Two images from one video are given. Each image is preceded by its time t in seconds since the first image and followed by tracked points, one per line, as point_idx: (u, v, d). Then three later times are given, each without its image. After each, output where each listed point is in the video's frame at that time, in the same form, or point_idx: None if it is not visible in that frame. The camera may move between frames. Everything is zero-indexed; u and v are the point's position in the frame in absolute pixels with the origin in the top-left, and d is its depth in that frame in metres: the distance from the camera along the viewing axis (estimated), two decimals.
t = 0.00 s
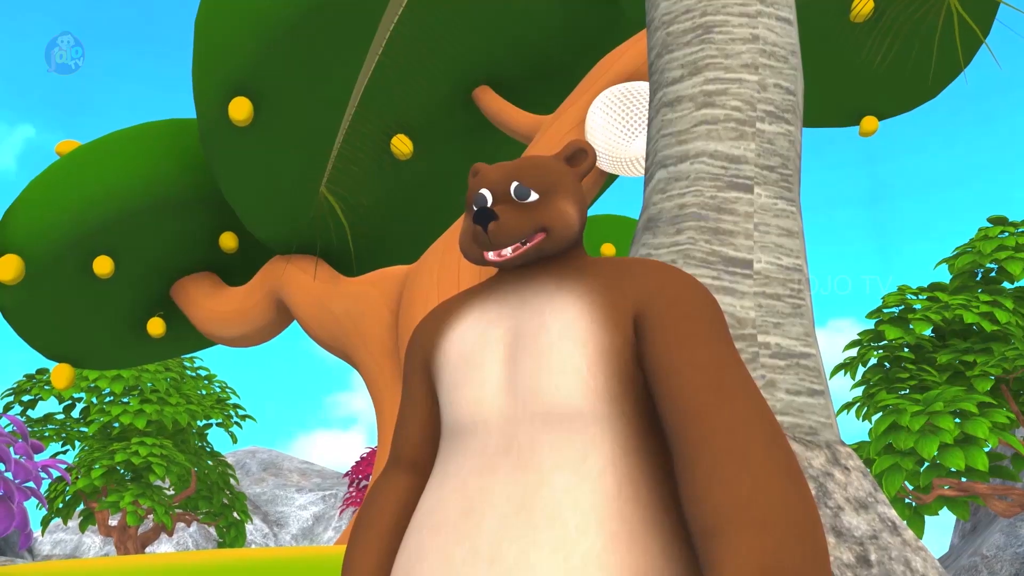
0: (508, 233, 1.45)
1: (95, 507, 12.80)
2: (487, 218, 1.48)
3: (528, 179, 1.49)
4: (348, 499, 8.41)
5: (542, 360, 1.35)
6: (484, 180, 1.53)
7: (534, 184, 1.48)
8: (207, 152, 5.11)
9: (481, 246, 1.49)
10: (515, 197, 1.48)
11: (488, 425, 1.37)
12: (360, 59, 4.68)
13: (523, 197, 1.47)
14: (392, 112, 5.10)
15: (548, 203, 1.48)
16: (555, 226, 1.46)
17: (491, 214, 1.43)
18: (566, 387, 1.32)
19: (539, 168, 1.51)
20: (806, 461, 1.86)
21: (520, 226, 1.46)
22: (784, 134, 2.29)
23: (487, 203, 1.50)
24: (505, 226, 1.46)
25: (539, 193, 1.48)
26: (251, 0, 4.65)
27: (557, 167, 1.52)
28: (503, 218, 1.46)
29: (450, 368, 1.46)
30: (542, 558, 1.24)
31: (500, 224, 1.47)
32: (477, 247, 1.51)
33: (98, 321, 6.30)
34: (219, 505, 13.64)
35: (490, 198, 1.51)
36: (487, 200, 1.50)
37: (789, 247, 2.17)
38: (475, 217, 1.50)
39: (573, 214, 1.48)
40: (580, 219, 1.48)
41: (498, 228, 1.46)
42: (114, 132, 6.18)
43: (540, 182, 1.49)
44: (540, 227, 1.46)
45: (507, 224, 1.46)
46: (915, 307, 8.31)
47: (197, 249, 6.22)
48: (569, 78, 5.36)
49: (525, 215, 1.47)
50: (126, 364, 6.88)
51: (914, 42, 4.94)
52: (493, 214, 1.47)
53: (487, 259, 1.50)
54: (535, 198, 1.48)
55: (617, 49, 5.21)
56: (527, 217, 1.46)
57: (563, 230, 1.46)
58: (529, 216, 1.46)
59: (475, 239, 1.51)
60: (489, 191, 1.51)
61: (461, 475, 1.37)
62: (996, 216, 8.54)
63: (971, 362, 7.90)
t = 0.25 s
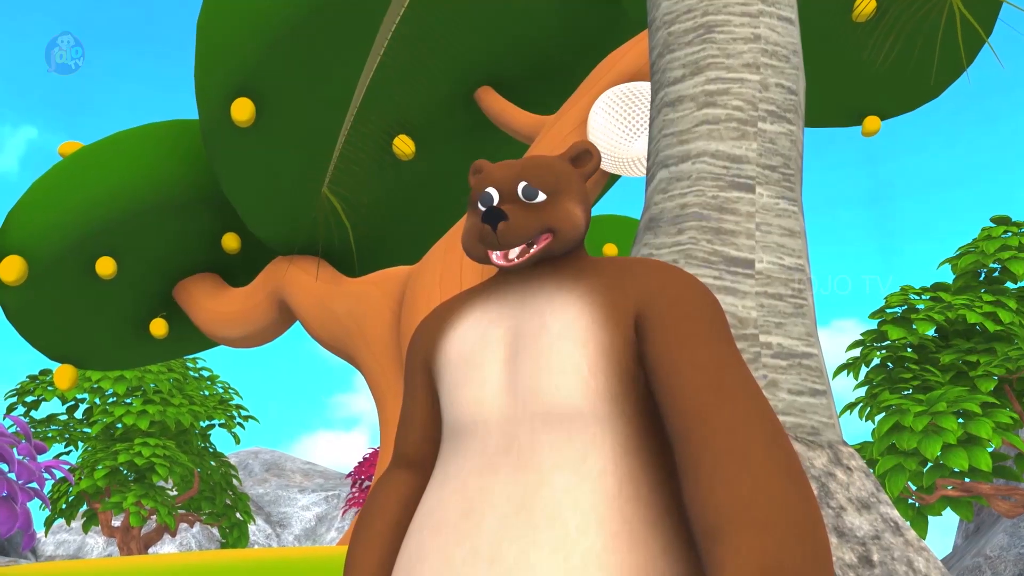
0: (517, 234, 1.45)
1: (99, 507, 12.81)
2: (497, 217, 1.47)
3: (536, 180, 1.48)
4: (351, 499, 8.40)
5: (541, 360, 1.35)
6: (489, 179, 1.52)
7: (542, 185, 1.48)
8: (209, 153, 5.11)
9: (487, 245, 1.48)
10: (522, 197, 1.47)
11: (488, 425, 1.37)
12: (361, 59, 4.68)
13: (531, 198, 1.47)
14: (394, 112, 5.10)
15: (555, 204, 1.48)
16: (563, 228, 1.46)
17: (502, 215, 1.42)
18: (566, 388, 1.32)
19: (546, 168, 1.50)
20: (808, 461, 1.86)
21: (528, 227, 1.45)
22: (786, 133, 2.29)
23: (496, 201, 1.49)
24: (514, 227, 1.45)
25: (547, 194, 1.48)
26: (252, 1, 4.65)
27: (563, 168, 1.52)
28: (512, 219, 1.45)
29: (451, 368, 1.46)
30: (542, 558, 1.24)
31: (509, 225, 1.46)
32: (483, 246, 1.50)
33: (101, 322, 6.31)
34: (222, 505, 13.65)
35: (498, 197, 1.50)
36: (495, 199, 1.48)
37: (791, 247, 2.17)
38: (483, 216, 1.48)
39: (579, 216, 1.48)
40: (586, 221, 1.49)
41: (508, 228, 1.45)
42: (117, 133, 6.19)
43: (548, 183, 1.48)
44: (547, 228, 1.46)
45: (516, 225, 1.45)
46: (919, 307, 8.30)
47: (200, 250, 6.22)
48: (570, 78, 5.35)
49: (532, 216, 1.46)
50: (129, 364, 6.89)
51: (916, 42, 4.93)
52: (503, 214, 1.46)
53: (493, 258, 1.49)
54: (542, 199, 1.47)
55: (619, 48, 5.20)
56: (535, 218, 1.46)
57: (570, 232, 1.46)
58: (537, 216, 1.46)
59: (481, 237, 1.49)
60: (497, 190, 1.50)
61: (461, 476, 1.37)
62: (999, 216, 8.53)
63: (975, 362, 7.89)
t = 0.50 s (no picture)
0: (507, 232, 1.46)
1: (102, 508, 12.82)
2: (486, 218, 1.48)
3: (527, 179, 1.49)
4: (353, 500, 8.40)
5: (541, 360, 1.35)
6: (482, 182, 1.53)
7: (535, 184, 1.48)
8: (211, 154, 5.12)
9: (480, 247, 1.50)
10: (514, 197, 1.48)
11: (488, 425, 1.37)
12: (362, 60, 4.69)
13: (523, 197, 1.47)
14: (396, 113, 5.11)
15: (547, 203, 1.47)
16: (555, 226, 1.45)
17: (490, 213, 1.44)
18: (566, 387, 1.32)
19: (538, 168, 1.50)
20: (809, 461, 1.86)
21: (519, 225, 1.46)
22: (787, 133, 2.28)
23: (487, 202, 1.50)
24: (504, 225, 1.46)
25: (538, 193, 1.48)
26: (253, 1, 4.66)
27: (557, 167, 1.52)
28: (501, 218, 1.47)
29: (450, 368, 1.46)
30: (542, 558, 1.24)
31: (499, 224, 1.47)
32: (477, 248, 1.51)
33: (103, 322, 6.31)
34: (224, 506, 13.66)
35: (490, 198, 1.51)
36: (487, 200, 1.50)
37: (792, 247, 2.17)
38: (474, 218, 1.50)
39: (572, 213, 1.48)
40: (580, 220, 1.48)
41: (498, 227, 1.46)
42: (119, 134, 6.20)
43: (539, 181, 1.49)
44: (539, 225, 1.46)
45: (505, 224, 1.46)
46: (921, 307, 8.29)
47: (202, 251, 6.23)
48: (572, 78, 5.35)
49: (524, 215, 1.46)
50: (131, 365, 6.89)
51: (917, 42, 4.93)
52: (493, 213, 1.47)
53: (487, 258, 1.50)
54: (534, 197, 1.47)
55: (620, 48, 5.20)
56: (526, 216, 1.46)
57: (562, 229, 1.45)
58: (529, 215, 1.46)
59: (475, 240, 1.51)
60: (489, 191, 1.51)
61: (461, 476, 1.36)
62: (1002, 216, 8.51)
63: (978, 362, 7.87)
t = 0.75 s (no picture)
0: (497, 233, 1.46)
1: (105, 509, 12.84)
2: (475, 218, 1.49)
3: (519, 179, 1.49)
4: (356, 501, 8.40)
5: (541, 360, 1.35)
6: (473, 183, 1.53)
7: (526, 184, 1.48)
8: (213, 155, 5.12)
9: (472, 248, 1.51)
10: (504, 198, 1.48)
11: (489, 425, 1.37)
12: (364, 61, 4.69)
13: (512, 197, 1.47)
14: (397, 113, 5.11)
15: (537, 202, 1.47)
16: (546, 225, 1.46)
17: (477, 215, 1.44)
18: (567, 387, 1.32)
19: (529, 166, 1.50)
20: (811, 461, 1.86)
21: (509, 226, 1.46)
22: (788, 133, 2.28)
23: (479, 204, 1.51)
24: (493, 226, 1.47)
25: (529, 192, 1.48)
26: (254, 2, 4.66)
27: (549, 165, 1.52)
28: (490, 219, 1.47)
29: (451, 368, 1.46)
30: (542, 558, 1.24)
31: (487, 224, 1.47)
32: (470, 249, 1.52)
33: (106, 323, 6.32)
34: (227, 507, 13.67)
35: (480, 199, 1.52)
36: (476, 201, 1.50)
37: (793, 247, 2.17)
38: (463, 219, 1.51)
39: (563, 211, 1.47)
40: (572, 218, 1.48)
41: (486, 228, 1.47)
42: (121, 135, 6.20)
43: (531, 180, 1.48)
44: (530, 225, 1.46)
45: (492, 224, 1.47)
46: (925, 307, 8.27)
47: (204, 252, 6.23)
48: (574, 79, 5.35)
49: (514, 215, 1.47)
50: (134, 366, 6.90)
51: (920, 42, 4.92)
52: (480, 214, 1.48)
53: (479, 260, 1.51)
54: (524, 197, 1.47)
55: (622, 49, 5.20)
56: (516, 217, 1.47)
57: (552, 228, 1.46)
58: (518, 215, 1.46)
59: (467, 242, 1.52)
60: (480, 192, 1.51)
61: (462, 476, 1.37)
62: (1006, 216, 8.50)
63: (981, 362, 7.86)
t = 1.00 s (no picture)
0: (498, 233, 1.46)
1: (108, 510, 12.85)
2: (476, 218, 1.49)
3: (520, 178, 1.49)
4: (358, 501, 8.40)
5: (541, 360, 1.35)
6: (474, 183, 1.53)
7: (527, 183, 1.48)
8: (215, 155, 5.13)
9: (473, 247, 1.51)
10: (506, 197, 1.48)
11: (489, 424, 1.37)
12: (366, 62, 4.69)
13: (514, 197, 1.47)
14: (399, 114, 5.11)
15: (539, 202, 1.47)
16: (547, 226, 1.46)
17: (478, 215, 1.44)
18: (566, 387, 1.32)
19: (531, 166, 1.50)
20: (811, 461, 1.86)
21: (509, 226, 1.46)
22: (789, 133, 2.28)
23: (480, 203, 1.51)
24: (494, 226, 1.46)
25: (530, 192, 1.47)
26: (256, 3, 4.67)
27: (551, 165, 1.51)
28: (491, 219, 1.47)
29: (451, 368, 1.46)
30: (542, 558, 1.23)
31: (488, 224, 1.47)
32: (471, 249, 1.52)
33: (109, 324, 6.33)
34: (230, 508, 13.67)
35: (481, 198, 1.51)
36: (478, 201, 1.50)
37: (794, 247, 2.16)
38: (464, 219, 1.51)
39: (565, 211, 1.47)
40: (574, 218, 1.48)
41: (486, 228, 1.47)
42: (124, 136, 6.21)
43: (531, 180, 1.48)
44: (531, 225, 1.46)
45: (494, 224, 1.47)
46: (927, 307, 8.27)
47: (207, 253, 6.24)
48: (576, 79, 5.35)
49: (515, 215, 1.47)
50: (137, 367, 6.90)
51: (922, 41, 4.91)
52: (482, 214, 1.48)
53: (480, 259, 1.51)
54: (526, 197, 1.47)
55: (623, 49, 5.20)
56: (517, 216, 1.46)
57: (554, 228, 1.45)
58: (519, 215, 1.46)
59: (468, 241, 1.52)
60: (481, 191, 1.51)
61: (462, 475, 1.37)
62: (1008, 215, 8.48)
63: (985, 362, 7.84)
